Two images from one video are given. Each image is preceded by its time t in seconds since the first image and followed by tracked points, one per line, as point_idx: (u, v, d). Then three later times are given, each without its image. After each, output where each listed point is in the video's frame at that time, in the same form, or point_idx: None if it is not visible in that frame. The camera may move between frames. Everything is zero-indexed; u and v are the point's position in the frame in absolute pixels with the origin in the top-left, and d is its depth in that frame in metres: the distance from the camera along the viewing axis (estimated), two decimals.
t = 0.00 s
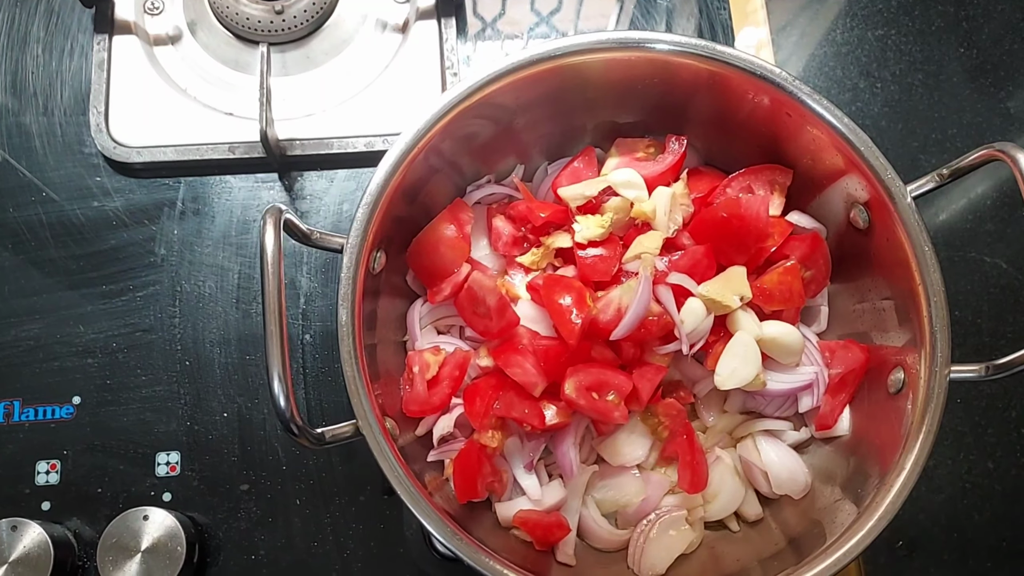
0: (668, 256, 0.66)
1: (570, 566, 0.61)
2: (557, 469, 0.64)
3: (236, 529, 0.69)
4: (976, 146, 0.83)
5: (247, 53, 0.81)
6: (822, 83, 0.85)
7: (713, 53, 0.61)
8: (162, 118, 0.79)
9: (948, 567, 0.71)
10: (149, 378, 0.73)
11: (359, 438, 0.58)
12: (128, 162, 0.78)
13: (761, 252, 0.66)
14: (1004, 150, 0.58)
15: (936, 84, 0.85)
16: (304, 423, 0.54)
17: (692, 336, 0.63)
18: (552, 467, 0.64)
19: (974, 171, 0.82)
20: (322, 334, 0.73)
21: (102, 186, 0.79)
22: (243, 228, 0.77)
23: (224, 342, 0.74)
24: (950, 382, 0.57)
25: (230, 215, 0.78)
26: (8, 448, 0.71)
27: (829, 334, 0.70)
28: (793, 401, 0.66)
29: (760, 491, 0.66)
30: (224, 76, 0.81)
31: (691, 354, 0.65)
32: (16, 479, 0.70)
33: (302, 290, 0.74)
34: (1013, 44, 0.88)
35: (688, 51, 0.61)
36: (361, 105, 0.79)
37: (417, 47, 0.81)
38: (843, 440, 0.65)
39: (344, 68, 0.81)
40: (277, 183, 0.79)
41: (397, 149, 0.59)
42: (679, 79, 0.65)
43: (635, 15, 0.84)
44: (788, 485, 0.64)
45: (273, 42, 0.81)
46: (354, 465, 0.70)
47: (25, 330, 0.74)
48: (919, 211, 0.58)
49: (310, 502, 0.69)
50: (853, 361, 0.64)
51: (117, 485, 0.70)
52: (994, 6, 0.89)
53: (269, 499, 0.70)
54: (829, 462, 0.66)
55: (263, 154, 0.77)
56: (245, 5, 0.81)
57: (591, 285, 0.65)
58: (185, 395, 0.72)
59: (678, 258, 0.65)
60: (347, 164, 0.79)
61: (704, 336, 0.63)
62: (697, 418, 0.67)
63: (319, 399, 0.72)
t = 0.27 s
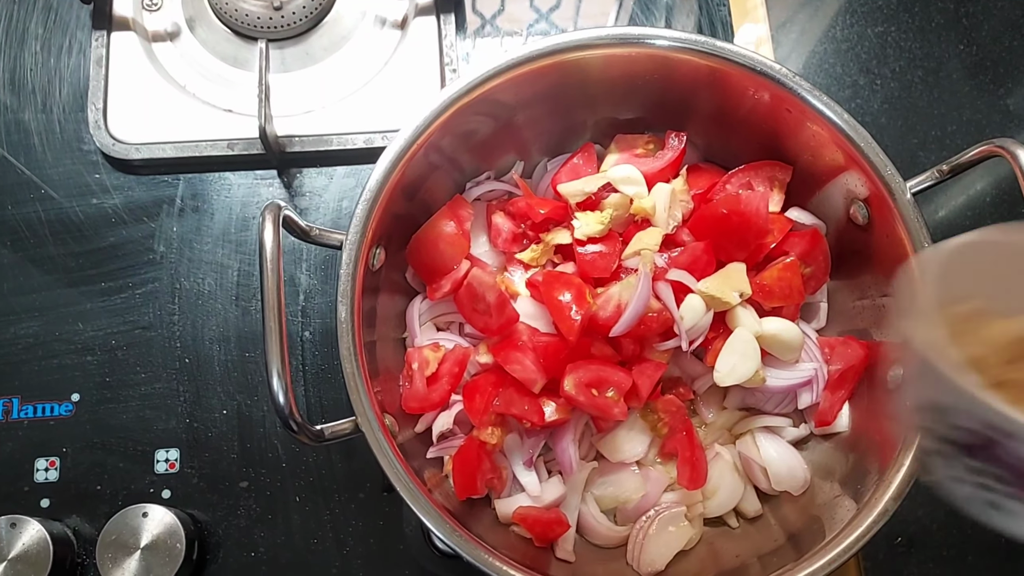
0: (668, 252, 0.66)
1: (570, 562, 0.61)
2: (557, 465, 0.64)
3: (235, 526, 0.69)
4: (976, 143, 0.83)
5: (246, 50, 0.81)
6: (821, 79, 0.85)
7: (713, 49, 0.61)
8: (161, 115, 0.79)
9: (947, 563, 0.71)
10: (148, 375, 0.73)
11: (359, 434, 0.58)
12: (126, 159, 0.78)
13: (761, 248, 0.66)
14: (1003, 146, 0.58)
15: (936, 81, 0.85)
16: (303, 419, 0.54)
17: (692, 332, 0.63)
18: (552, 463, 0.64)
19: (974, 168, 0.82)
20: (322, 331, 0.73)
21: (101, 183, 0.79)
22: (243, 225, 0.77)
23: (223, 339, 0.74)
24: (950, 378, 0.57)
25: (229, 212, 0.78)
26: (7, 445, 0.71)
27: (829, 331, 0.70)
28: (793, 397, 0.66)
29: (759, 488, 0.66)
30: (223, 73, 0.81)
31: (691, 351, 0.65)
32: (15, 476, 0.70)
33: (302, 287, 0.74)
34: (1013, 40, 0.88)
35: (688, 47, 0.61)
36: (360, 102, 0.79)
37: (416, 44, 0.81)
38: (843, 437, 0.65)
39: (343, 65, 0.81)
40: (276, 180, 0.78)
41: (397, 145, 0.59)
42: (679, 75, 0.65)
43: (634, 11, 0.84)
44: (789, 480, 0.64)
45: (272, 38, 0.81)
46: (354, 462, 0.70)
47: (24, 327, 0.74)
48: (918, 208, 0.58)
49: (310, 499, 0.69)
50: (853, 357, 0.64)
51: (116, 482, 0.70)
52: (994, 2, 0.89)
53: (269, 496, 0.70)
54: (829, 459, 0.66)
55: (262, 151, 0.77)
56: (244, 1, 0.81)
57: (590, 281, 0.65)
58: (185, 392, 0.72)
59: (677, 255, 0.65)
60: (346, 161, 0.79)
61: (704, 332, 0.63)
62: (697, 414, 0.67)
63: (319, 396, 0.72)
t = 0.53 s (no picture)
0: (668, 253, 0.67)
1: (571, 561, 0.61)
2: (558, 465, 0.64)
3: (237, 525, 0.69)
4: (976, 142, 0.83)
5: (247, 48, 0.81)
6: (823, 78, 0.85)
7: (715, 48, 0.60)
8: (162, 114, 0.79)
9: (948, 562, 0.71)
10: (150, 374, 0.73)
11: (361, 434, 0.58)
12: (128, 158, 0.78)
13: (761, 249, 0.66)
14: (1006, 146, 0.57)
15: (936, 80, 0.85)
16: (305, 419, 0.53)
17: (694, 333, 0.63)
18: (553, 463, 0.64)
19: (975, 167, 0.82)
20: (323, 330, 0.73)
21: (102, 182, 0.79)
22: (244, 224, 0.77)
23: (225, 338, 0.74)
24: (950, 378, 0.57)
25: (230, 211, 0.78)
26: (9, 444, 0.71)
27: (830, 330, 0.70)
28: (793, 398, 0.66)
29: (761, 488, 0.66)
30: (224, 72, 0.81)
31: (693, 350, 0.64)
32: (17, 474, 0.70)
33: (303, 286, 0.74)
34: (1013, 39, 0.87)
35: (690, 46, 0.61)
36: (361, 101, 0.79)
37: (417, 43, 0.81)
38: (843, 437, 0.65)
39: (344, 64, 0.81)
40: (277, 179, 0.78)
41: (399, 144, 0.59)
42: (681, 74, 0.65)
43: (635, 9, 0.84)
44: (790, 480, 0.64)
45: (273, 37, 0.81)
46: (355, 461, 0.70)
47: (26, 326, 0.74)
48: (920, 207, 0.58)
49: (312, 498, 0.69)
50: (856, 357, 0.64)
51: (118, 481, 0.70)
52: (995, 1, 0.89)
53: (270, 495, 0.70)
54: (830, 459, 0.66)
55: (263, 149, 0.77)
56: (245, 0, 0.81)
57: (592, 281, 0.65)
58: (186, 391, 0.72)
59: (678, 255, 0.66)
60: (347, 159, 0.79)
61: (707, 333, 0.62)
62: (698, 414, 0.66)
63: (321, 394, 0.72)
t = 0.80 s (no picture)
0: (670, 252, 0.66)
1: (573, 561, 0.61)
2: (560, 465, 0.64)
3: (240, 524, 0.69)
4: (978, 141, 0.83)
5: (248, 48, 0.81)
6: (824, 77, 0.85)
7: (717, 48, 0.60)
8: (163, 113, 0.79)
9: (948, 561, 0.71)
10: (152, 373, 0.73)
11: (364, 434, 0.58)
12: (129, 157, 0.78)
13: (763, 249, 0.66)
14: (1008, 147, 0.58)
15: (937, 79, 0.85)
16: (309, 419, 0.54)
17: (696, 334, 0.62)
18: (555, 464, 0.64)
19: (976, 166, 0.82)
20: (325, 329, 0.73)
21: (104, 181, 0.79)
22: (246, 223, 0.77)
23: (227, 337, 0.74)
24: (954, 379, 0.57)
25: (232, 210, 0.78)
26: (11, 443, 0.71)
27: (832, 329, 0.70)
28: (796, 397, 0.66)
29: (763, 487, 0.66)
30: (226, 71, 0.81)
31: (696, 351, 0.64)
32: (20, 474, 0.70)
33: (305, 286, 0.74)
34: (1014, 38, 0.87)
35: (692, 46, 0.61)
36: (362, 100, 0.79)
37: (418, 42, 0.81)
38: (845, 436, 0.65)
39: (345, 63, 0.81)
40: (279, 178, 0.78)
41: (401, 144, 0.59)
42: (683, 74, 0.65)
43: (635, 7, 0.84)
44: (792, 481, 0.64)
45: (275, 36, 0.80)
46: (357, 460, 0.70)
47: (28, 325, 0.74)
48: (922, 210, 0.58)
49: (314, 497, 0.70)
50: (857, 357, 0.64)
51: (120, 480, 0.70)
52: None
53: (273, 494, 0.70)
54: (832, 459, 0.66)
55: (265, 149, 0.77)
56: None
57: (594, 282, 0.66)
58: (188, 390, 0.72)
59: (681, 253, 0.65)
60: (349, 159, 0.79)
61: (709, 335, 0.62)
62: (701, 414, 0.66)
63: (323, 394, 0.72)
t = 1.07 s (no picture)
0: (669, 250, 0.66)
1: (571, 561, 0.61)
2: (557, 464, 0.64)
3: (237, 523, 0.69)
4: (977, 139, 0.83)
5: (246, 46, 0.80)
6: (823, 75, 0.85)
7: (715, 47, 0.60)
8: (161, 111, 0.79)
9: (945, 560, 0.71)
10: (150, 372, 0.73)
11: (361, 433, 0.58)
12: (127, 156, 0.78)
13: (763, 247, 0.66)
14: (1007, 146, 0.57)
15: (936, 77, 0.85)
16: (305, 418, 0.53)
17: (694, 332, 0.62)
18: (553, 462, 0.64)
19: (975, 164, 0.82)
20: (323, 327, 0.73)
21: (101, 179, 0.78)
22: (243, 221, 0.77)
23: (224, 336, 0.74)
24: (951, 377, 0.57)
25: (230, 209, 0.77)
26: (8, 442, 0.71)
27: (830, 327, 0.70)
28: (794, 395, 0.66)
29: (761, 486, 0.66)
30: (224, 70, 0.80)
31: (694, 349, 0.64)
32: (17, 472, 0.70)
33: (302, 284, 0.74)
34: (1014, 35, 0.87)
35: (690, 45, 0.61)
36: (360, 98, 0.79)
37: (416, 39, 0.80)
38: (843, 435, 0.65)
39: (343, 60, 0.81)
40: (277, 176, 0.78)
41: (399, 143, 0.59)
42: (681, 73, 0.65)
43: (634, 5, 0.83)
44: (788, 479, 0.64)
45: (273, 34, 0.80)
46: (354, 459, 0.70)
47: (25, 324, 0.74)
48: (921, 206, 0.58)
49: (312, 496, 0.70)
50: (854, 356, 0.64)
51: (117, 479, 0.70)
52: None
53: (270, 493, 0.70)
54: (830, 457, 0.66)
55: (263, 147, 0.77)
56: None
57: (591, 280, 0.65)
58: (185, 389, 0.72)
59: (679, 253, 0.65)
60: (347, 157, 0.79)
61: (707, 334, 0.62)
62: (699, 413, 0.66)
63: (320, 392, 0.72)
